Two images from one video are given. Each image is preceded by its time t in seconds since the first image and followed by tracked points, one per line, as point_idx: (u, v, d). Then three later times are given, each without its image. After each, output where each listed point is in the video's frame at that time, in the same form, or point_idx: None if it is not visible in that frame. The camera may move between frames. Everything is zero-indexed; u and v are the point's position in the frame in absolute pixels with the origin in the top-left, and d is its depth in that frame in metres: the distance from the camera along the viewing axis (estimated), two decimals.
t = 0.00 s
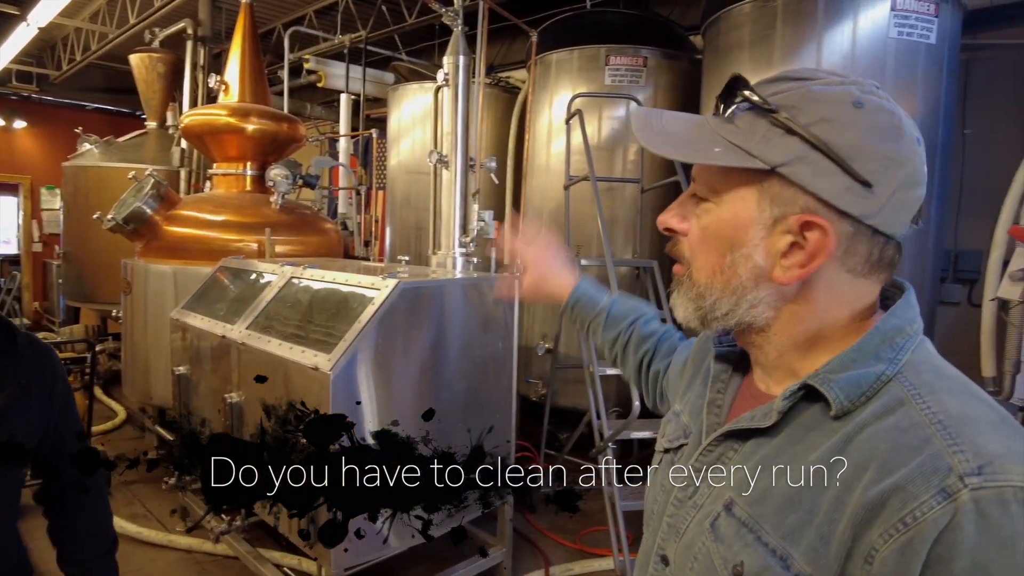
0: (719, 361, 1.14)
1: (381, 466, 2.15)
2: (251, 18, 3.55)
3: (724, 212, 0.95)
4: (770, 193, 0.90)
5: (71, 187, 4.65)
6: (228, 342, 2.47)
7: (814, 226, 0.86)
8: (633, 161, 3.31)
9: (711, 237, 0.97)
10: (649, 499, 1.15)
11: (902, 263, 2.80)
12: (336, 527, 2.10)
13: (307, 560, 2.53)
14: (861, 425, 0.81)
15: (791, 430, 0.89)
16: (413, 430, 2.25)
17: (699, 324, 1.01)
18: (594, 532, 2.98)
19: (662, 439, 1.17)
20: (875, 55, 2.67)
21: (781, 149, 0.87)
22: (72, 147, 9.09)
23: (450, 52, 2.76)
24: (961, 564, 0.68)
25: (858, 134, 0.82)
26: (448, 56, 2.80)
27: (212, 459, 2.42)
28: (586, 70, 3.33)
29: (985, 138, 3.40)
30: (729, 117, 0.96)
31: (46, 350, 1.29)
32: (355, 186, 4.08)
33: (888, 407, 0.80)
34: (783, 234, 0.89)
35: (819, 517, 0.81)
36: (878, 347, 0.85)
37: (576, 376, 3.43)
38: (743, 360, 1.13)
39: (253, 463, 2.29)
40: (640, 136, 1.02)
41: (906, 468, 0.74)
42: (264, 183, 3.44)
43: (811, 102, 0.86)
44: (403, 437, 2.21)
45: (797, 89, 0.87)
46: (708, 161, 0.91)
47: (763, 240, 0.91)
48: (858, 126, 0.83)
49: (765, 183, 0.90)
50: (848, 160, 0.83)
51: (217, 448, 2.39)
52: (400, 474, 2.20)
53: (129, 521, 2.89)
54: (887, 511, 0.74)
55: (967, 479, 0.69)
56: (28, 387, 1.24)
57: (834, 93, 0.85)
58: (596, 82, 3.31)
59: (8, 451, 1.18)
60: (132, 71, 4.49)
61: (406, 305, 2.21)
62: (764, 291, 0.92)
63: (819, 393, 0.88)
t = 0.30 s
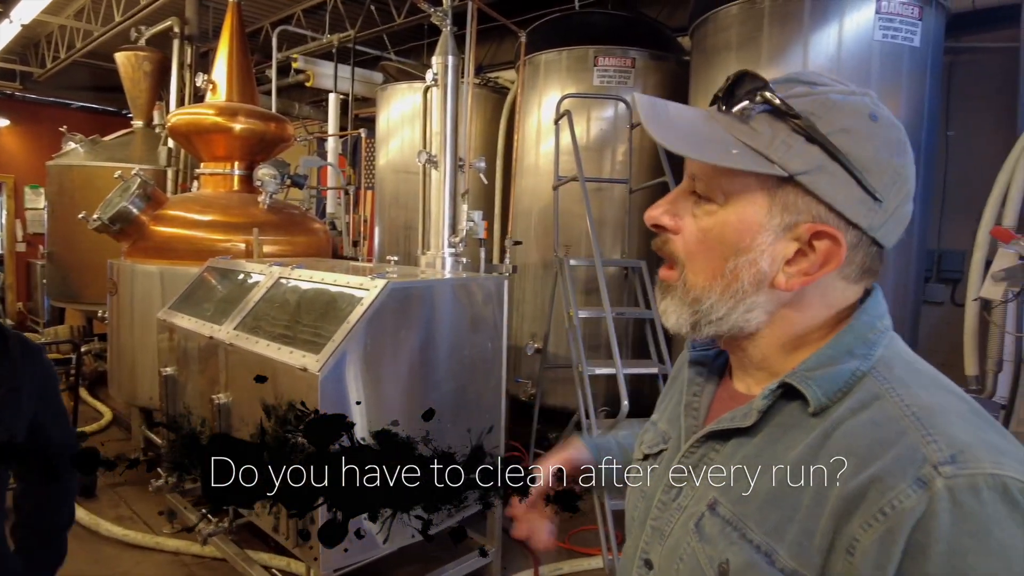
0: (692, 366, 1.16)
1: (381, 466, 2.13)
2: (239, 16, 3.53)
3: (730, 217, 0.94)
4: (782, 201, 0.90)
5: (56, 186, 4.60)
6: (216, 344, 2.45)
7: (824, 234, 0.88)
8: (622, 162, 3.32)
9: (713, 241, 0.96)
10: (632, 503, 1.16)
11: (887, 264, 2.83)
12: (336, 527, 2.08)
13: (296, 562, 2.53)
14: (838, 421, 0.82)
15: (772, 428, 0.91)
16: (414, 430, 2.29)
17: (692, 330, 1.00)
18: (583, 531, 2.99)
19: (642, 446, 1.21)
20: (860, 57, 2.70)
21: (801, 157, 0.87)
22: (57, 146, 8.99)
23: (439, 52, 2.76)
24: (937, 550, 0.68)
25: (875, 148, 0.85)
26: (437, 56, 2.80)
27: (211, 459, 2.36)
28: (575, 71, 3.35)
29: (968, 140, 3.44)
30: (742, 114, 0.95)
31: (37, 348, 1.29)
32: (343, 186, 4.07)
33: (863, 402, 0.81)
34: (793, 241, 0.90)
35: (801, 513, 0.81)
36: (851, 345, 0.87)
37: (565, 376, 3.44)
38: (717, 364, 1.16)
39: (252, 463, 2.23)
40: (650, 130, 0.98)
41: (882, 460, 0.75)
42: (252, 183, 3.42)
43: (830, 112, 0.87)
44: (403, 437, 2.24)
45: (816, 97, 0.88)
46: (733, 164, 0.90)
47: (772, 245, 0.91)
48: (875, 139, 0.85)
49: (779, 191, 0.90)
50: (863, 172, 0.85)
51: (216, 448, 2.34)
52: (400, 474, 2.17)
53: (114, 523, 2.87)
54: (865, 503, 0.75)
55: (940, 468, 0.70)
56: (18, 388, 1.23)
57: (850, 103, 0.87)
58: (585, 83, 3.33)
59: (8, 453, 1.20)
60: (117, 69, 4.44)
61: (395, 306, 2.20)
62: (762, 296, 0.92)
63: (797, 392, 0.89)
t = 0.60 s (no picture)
0: (685, 365, 1.17)
1: (381, 466, 2.19)
2: (229, 15, 3.51)
3: (721, 214, 0.94)
4: (769, 196, 0.91)
5: (44, 185, 4.56)
6: (206, 344, 2.44)
7: (812, 228, 0.88)
8: (614, 162, 3.33)
9: (702, 237, 0.96)
10: (623, 500, 1.16)
11: (876, 263, 2.85)
12: (336, 527, 2.11)
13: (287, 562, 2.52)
14: (827, 417, 0.83)
15: (761, 424, 0.91)
16: (415, 430, 2.31)
17: (682, 323, 1.00)
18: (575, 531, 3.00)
19: (632, 445, 1.21)
20: (850, 58, 2.72)
21: (785, 153, 0.87)
22: (44, 145, 8.91)
23: (430, 52, 2.75)
24: (922, 543, 0.68)
25: (858, 143, 0.86)
26: (428, 55, 2.79)
27: (212, 459, 2.36)
28: (567, 71, 3.35)
29: (956, 141, 3.47)
30: (728, 115, 0.96)
31: (21, 348, 1.28)
32: (334, 185, 4.05)
33: (851, 398, 0.82)
34: (782, 235, 0.90)
35: (789, 507, 0.82)
36: (839, 341, 0.87)
37: (556, 375, 3.44)
38: (709, 361, 1.16)
39: (253, 463, 2.23)
40: (638, 134, 0.98)
41: (869, 453, 0.75)
42: (242, 182, 3.41)
43: (813, 109, 0.88)
44: (406, 438, 2.28)
45: (798, 96, 0.89)
46: (719, 161, 0.90)
47: (761, 240, 0.91)
48: (859, 135, 0.86)
49: (767, 185, 0.91)
50: (850, 167, 0.86)
51: (216, 448, 2.32)
52: (400, 474, 2.24)
53: (104, 526, 2.84)
54: (851, 497, 0.75)
55: (926, 460, 0.71)
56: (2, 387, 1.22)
57: (833, 101, 0.88)
58: (577, 83, 3.33)
59: None
60: (105, 66, 4.36)
61: (386, 306, 2.19)
62: (755, 292, 0.92)
63: (787, 387, 0.90)
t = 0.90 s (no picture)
0: (681, 363, 1.17)
1: (381, 466, 2.20)
2: (219, 13, 3.49)
3: (697, 212, 0.95)
4: (740, 193, 0.91)
5: (32, 184, 4.52)
6: (196, 344, 2.42)
7: (781, 226, 0.88)
8: (605, 162, 3.33)
9: (680, 233, 0.97)
10: (616, 499, 1.17)
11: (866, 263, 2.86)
12: (336, 527, 2.13)
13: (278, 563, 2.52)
14: (823, 420, 0.83)
15: (756, 426, 0.91)
16: (414, 430, 2.34)
17: (667, 320, 1.01)
18: (567, 530, 3.00)
19: (626, 444, 1.20)
20: (840, 59, 2.74)
21: (751, 150, 0.87)
22: (32, 143, 8.83)
23: (422, 51, 2.74)
24: (919, 549, 0.69)
25: (830, 141, 0.83)
26: (420, 55, 2.78)
27: (212, 459, 2.32)
28: (559, 70, 3.35)
29: (945, 141, 3.50)
30: (703, 118, 0.96)
31: (5, 348, 1.26)
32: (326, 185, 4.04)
33: (847, 400, 0.82)
34: (751, 233, 0.91)
35: (784, 511, 0.82)
36: (836, 342, 0.86)
37: (548, 375, 3.45)
38: (706, 361, 1.16)
39: (252, 463, 2.19)
40: (615, 135, 1.00)
41: (866, 457, 0.76)
42: (233, 181, 3.38)
43: (785, 107, 0.85)
44: (404, 438, 2.30)
45: (772, 93, 0.87)
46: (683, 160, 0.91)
47: (732, 238, 0.93)
48: (831, 132, 0.83)
49: (736, 182, 0.91)
50: (819, 165, 0.84)
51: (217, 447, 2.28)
52: (401, 474, 2.25)
53: (92, 527, 2.82)
54: (848, 501, 0.75)
55: (923, 466, 0.71)
56: None
57: (808, 97, 0.85)
58: (569, 82, 3.33)
59: None
60: (94, 64, 4.34)
61: (378, 306, 2.18)
62: (728, 289, 0.93)
63: (782, 389, 0.89)
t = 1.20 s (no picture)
0: (674, 361, 1.17)
1: (381, 466, 2.21)
2: (211, 11, 3.47)
3: (664, 213, 0.97)
4: (702, 192, 0.92)
5: (21, 183, 4.48)
6: (187, 344, 2.41)
7: (739, 225, 0.89)
8: (598, 162, 3.34)
9: (656, 235, 0.99)
10: (609, 497, 1.17)
11: (858, 262, 2.87)
12: (336, 527, 2.13)
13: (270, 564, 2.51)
14: (810, 422, 0.83)
15: (743, 427, 0.91)
16: (414, 430, 2.36)
17: (652, 320, 1.02)
18: (559, 530, 3.01)
19: (620, 441, 1.21)
20: (832, 59, 2.75)
21: (708, 149, 0.89)
22: (21, 142, 8.75)
23: (414, 50, 2.74)
24: (904, 553, 0.70)
25: (784, 135, 0.83)
26: (412, 54, 2.77)
27: (211, 459, 2.29)
28: (551, 70, 3.35)
29: (934, 141, 3.52)
30: (667, 119, 0.97)
31: None
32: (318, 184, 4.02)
33: (836, 403, 0.82)
34: (714, 233, 0.92)
35: (771, 514, 0.82)
36: (826, 344, 0.87)
37: (541, 375, 3.45)
38: (696, 359, 1.16)
39: (252, 463, 2.15)
40: (592, 144, 1.05)
41: (854, 460, 0.76)
42: (224, 181, 3.37)
43: (742, 104, 0.87)
44: (403, 437, 2.31)
45: (728, 92, 0.89)
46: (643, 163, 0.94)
47: (696, 238, 0.94)
48: (786, 128, 0.84)
49: (697, 183, 0.93)
50: (773, 162, 0.84)
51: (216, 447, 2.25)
52: (400, 474, 2.26)
53: (82, 529, 2.80)
54: (835, 504, 0.76)
55: (910, 470, 0.72)
56: None
57: (766, 94, 0.86)
58: (562, 82, 3.33)
59: None
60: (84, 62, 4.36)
61: (370, 305, 2.18)
62: (700, 287, 0.94)
63: (770, 390, 0.90)
